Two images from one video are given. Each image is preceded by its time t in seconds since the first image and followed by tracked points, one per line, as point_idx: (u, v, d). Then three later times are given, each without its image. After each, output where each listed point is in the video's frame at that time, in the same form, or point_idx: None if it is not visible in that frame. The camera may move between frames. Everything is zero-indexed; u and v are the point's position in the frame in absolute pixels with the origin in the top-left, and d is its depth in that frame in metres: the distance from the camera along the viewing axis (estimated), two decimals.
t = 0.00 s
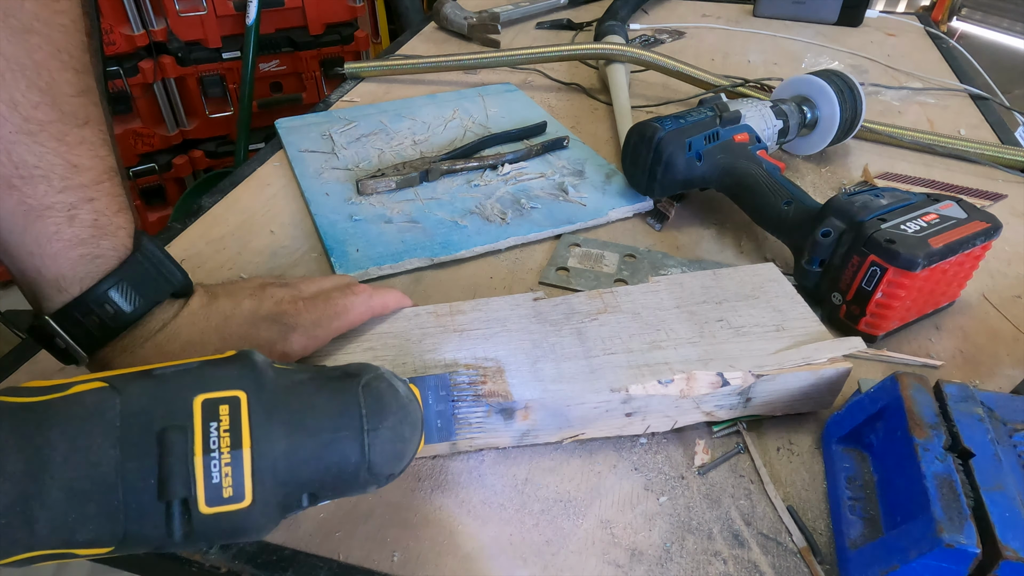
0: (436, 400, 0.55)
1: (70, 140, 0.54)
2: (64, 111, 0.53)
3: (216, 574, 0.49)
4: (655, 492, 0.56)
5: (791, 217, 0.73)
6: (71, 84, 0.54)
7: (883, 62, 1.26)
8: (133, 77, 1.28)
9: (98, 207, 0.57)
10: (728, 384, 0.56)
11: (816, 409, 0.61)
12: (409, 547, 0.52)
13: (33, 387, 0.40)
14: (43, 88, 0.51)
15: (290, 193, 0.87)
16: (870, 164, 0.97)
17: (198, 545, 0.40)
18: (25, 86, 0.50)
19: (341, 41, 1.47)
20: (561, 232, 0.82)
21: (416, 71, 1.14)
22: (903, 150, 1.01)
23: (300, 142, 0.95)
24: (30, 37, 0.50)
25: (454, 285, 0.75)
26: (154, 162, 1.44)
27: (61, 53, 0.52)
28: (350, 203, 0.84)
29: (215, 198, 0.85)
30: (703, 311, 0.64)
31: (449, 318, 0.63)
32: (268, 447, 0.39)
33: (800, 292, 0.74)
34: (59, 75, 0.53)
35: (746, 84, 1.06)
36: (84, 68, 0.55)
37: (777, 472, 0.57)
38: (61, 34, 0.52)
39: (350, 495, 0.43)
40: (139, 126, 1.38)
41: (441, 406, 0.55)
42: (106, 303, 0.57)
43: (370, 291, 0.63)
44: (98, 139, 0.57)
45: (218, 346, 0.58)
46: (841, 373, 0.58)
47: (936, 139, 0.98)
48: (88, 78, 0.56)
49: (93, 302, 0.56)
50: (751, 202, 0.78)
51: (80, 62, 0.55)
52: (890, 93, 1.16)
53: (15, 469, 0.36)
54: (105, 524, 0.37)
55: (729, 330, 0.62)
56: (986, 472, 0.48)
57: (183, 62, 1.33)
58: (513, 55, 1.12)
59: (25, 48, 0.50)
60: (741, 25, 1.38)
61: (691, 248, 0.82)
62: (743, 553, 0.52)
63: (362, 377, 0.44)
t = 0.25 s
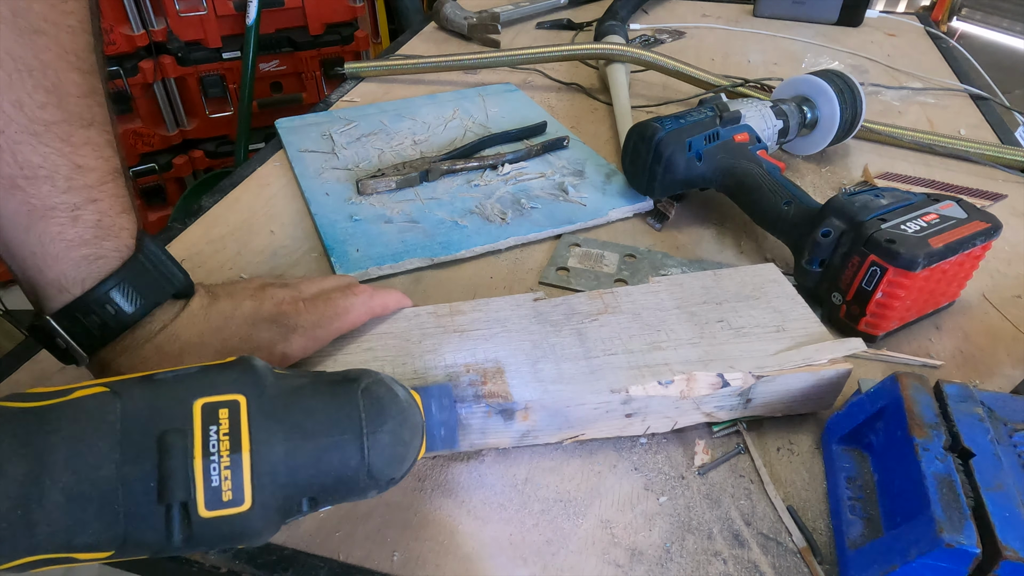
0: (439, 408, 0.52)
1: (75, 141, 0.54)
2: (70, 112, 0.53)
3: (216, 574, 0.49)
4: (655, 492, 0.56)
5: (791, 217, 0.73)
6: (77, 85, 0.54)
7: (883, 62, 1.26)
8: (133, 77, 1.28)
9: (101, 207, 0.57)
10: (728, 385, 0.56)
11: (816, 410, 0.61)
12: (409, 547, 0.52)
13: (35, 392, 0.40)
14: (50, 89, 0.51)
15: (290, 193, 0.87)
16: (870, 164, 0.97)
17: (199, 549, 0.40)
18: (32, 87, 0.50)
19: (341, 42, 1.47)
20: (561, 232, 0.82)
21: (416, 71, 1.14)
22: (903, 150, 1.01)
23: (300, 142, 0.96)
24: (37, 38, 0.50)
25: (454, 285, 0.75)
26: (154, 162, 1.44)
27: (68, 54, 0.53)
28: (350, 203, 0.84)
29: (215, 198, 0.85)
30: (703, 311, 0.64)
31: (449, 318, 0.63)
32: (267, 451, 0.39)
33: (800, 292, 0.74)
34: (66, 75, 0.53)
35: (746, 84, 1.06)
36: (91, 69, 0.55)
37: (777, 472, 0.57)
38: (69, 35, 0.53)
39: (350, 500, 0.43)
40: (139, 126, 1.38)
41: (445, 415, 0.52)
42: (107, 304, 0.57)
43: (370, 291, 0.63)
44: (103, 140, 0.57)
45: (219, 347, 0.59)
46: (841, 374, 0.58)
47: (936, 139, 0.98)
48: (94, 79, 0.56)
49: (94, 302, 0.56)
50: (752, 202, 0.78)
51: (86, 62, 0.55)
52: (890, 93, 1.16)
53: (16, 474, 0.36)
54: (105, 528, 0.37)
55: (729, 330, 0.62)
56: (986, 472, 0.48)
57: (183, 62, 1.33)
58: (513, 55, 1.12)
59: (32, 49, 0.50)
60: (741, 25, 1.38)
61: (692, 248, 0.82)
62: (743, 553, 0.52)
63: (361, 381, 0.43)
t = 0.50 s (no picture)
0: (446, 407, 0.51)
1: (79, 142, 0.54)
2: (73, 113, 0.53)
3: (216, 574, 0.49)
4: (655, 492, 0.56)
5: (791, 217, 0.73)
6: (81, 86, 0.54)
7: (883, 62, 1.26)
8: (133, 77, 1.28)
9: (104, 208, 0.57)
10: (728, 385, 0.56)
11: (816, 410, 0.61)
12: (409, 546, 0.52)
13: (50, 392, 0.40)
14: (53, 90, 0.51)
15: (290, 193, 0.87)
16: (870, 164, 0.97)
17: (212, 548, 0.40)
18: (36, 87, 0.50)
19: (341, 41, 1.47)
20: (561, 232, 0.82)
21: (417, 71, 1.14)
22: (903, 150, 1.01)
23: (300, 142, 0.96)
24: (42, 38, 0.50)
25: (454, 285, 0.75)
26: (154, 162, 1.44)
27: (72, 55, 0.53)
28: (351, 203, 0.84)
29: (215, 198, 0.85)
30: (703, 311, 0.64)
31: (449, 318, 0.63)
32: (279, 449, 0.39)
33: (800, 292, 0.74)
34: (70, 76, 0.53)
35: (746, 84, 1.06)
36: (95, 70, 0.55)
37: (777, 472, 0.57)
38: (73, 35, 0.53)
39: (361, 497, 0.43)
40: (139, 126, 1.38)
41: (452, 414, 0.51)
42: (108, 305, 0.57)
43: (370, 291, 0.63)
44: (106, 140, 0.57)
45: (219, 347, 0.59)
46: (841, 374, 0.58)
47: (936, 139, 0.98)
48: (98, 80, 0.56)
49: (96, 303, 0.56)
50: (752, 202, 0.78)
51: (90, 63, 0.55)
52: (890, 93, 1.16)
53: (32, 472, 0.36)
54: (119, 527, 0.37)
55: (729, 330, 0.62)
56: (986, 472, 0.48)
57: (183, 62, 1.33)
58: (513, 55, 1.12)
59: (36, 49, 0.50)
60: (741, 25, 1.38)
61: (692, 248, 0.82)
62: (743, 553, 0.52)
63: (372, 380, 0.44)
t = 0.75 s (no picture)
0: (453, 407, 0.51)
1: (80, 142, 0.54)
2: (75, 113, 0.53)
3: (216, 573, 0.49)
4: (655, 492, 0.56)
5: (791, 217, 0.73)
6: (82, 86, 0.54)
7: (883, 62, 1.26)
8: (133, 77, 1.28)
9: (105, 209, 0.57)
10: (728, 385, 0.56)
11: (816, 410, 0.61)
12: (409, 547, 0.52)
13: (62, 390, 0.40)
14: (55, 90, 0.51)
15: (290, 193, 0.87)
16: (870, 164, 0.97)
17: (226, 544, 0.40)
18: (38, 88, 0.50)
19: (341, 42, 1.47)
20: (561, 232, 0.82)
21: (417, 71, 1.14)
22: (903, 150, 1.01)
23: (300, 142, 0.96)
24: (44, 38, 0.50)
25: (454, 285, 0.75)
26: (154, 162, 1.44)
27: (74, 55, 0.53)
28: (351, 203, 0.84)
29: (215, 198, 0.85)
30: (703, 311, 0.64)
31: (449, 318, 0.63)
32: (292, 443, 0.39)
33: (800, 292, 0.74)
34: (72, 77, 0.53)
35: (746, 84, 1.06)
36: (96, 70, 0.55)
37: (777, 472, 0.57)
38: (75, 36, 0.53)
39: (372, 492, 0.43)
40: (139, 126, 1.38)
41: (460, 414, 0.51)
42: (107, 305, 0.57)
43: (370, 291, 0.63)
44: (107, 141, 0.57)
45: (219, 348, 0.59)
46: (841, 374, 0.58)
47: (936, 139, 0.98)
48: (100, 80, 0.56)
49: (95, 304, 0.56)
50: (752, 202, 0.78)
51: (92, 64, 0.55)
52: (890, 93, 1.16)
53: (46, 468, 0.36)
54: (135, 521, 0.37)
55: (729, 330, 0.62)
56: (986, 472, 0.48)
57: (183, 62, 1.33)
58: (513, 55, 1.12)
59: (39, 49, 0.50)
60: (741, 25, 1.38)
61: (692, 248, 0.82)
62: (743, 553, 0.52)
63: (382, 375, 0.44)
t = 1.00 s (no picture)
0: (459, 407, 0.51)
1: (81, 142, 0.54)
2: (76, 113, 0.54)
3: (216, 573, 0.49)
4: (655, 492, 0.56)
5: (791, 217, 0.73)
6: (84, 87, 0.54)
7: (883, 62, 1.26)
8: (133, 77, 1.28)
9: (105, 209, 0.57)
10: (728, 385, 0.56)
11: (816, 410, 0.61)
12: (409, 547, 0.52)
13: (76, 396, 0.41)
14: (57, 91, 0.52)
15: (290, 193, 0.87)
16: (870, 164, 0.97)
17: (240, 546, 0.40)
18: (40, 88, 0.50)
19: (341, 41, 1.47)
20: (561, 232, 0.82)
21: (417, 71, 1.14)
22: (903, 150, 1.01)
23: (300, 142, 0.96)
24: (46, 39, 0.50)
25: (454, 285, 0.75)
26: (154, 162, 1.44)
27: (76, 56, 0.53)
28: (351, 203, 0.84)
29: (215, 198, 0.85)
30: (703, 312, 0.64)
31: (449, 319, 0.63)
32: (304, 442, 0.39)
33: (801, 292, 0.74)
34: (73, 77, 0.53)
35: (746, 84, 1.06)
36: (98, 70, 0.55)
37: (777, 472, 0.57)
38: (77, 36, 0.53)
39: (384, 490, 0.43)
40: (139, 126, 1.38)
41: (465, 415, 0.50)
42: (106, 305, 0.57)
43: (370, 291, 0.63)
44: (108, 141, 0.57)
45: (218, 348, 0.59)
46: (841, 374, 0.58)
47: (936, 139, 0.98)
48: (101, 80, 0.56)
49: (94, 304, 0.56)
50: (752, 202, 0.78)
51: (94, 64, 0.55)
52: (890, 93, 1.16)
53: (61, 472, 0.37)
54: (147, 525, 0.37)
55: (729, 330, 0.62)
56: (986, 472, 0.48)
57: (183, 62, 1.33)
58: (513, 55, 1.12)
59: (41, 49, 0.50)
60: (741, 25, 1.38)
61: (692, 248, 0.82)
62: (743, 553, 0.52)
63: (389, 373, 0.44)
